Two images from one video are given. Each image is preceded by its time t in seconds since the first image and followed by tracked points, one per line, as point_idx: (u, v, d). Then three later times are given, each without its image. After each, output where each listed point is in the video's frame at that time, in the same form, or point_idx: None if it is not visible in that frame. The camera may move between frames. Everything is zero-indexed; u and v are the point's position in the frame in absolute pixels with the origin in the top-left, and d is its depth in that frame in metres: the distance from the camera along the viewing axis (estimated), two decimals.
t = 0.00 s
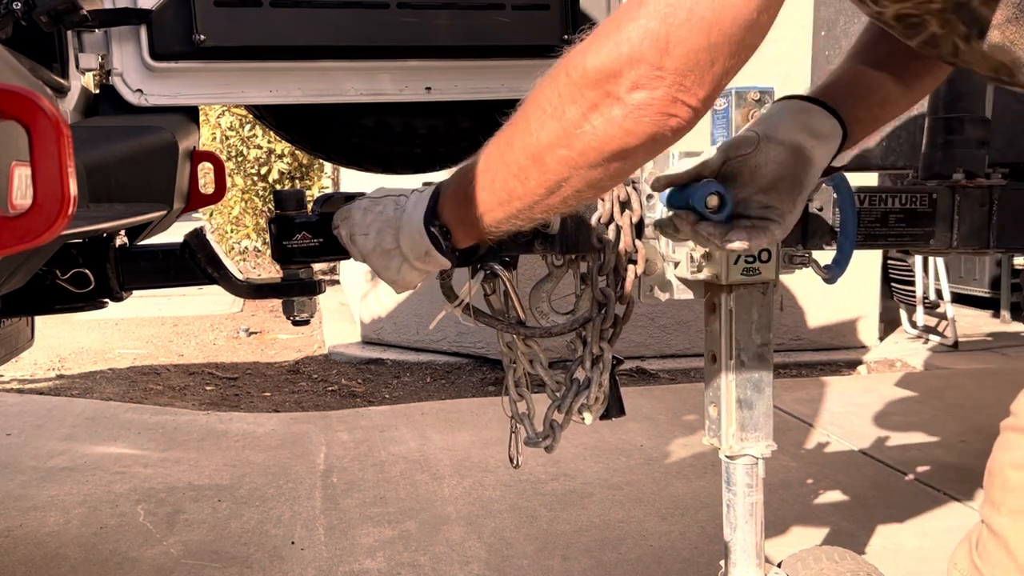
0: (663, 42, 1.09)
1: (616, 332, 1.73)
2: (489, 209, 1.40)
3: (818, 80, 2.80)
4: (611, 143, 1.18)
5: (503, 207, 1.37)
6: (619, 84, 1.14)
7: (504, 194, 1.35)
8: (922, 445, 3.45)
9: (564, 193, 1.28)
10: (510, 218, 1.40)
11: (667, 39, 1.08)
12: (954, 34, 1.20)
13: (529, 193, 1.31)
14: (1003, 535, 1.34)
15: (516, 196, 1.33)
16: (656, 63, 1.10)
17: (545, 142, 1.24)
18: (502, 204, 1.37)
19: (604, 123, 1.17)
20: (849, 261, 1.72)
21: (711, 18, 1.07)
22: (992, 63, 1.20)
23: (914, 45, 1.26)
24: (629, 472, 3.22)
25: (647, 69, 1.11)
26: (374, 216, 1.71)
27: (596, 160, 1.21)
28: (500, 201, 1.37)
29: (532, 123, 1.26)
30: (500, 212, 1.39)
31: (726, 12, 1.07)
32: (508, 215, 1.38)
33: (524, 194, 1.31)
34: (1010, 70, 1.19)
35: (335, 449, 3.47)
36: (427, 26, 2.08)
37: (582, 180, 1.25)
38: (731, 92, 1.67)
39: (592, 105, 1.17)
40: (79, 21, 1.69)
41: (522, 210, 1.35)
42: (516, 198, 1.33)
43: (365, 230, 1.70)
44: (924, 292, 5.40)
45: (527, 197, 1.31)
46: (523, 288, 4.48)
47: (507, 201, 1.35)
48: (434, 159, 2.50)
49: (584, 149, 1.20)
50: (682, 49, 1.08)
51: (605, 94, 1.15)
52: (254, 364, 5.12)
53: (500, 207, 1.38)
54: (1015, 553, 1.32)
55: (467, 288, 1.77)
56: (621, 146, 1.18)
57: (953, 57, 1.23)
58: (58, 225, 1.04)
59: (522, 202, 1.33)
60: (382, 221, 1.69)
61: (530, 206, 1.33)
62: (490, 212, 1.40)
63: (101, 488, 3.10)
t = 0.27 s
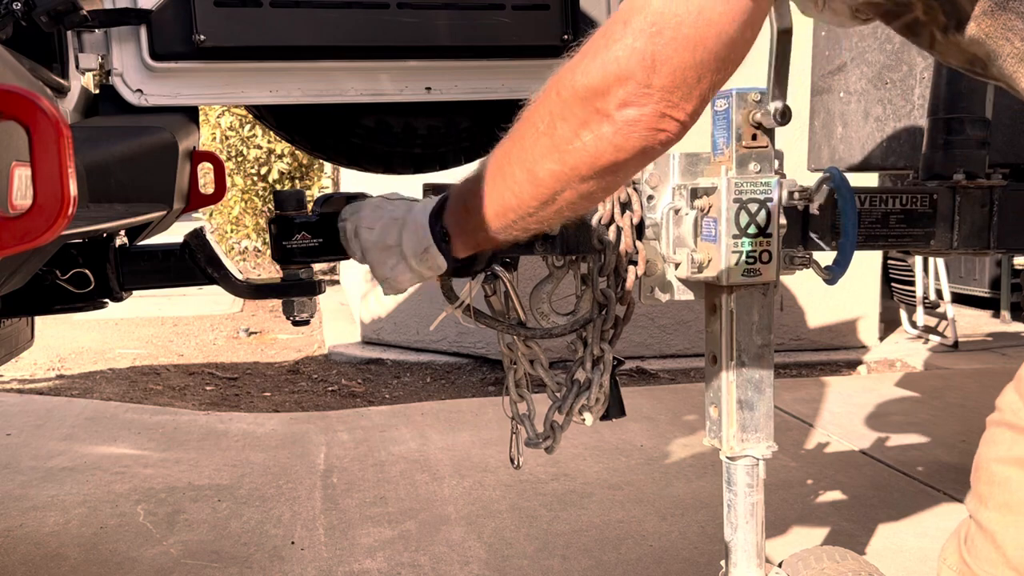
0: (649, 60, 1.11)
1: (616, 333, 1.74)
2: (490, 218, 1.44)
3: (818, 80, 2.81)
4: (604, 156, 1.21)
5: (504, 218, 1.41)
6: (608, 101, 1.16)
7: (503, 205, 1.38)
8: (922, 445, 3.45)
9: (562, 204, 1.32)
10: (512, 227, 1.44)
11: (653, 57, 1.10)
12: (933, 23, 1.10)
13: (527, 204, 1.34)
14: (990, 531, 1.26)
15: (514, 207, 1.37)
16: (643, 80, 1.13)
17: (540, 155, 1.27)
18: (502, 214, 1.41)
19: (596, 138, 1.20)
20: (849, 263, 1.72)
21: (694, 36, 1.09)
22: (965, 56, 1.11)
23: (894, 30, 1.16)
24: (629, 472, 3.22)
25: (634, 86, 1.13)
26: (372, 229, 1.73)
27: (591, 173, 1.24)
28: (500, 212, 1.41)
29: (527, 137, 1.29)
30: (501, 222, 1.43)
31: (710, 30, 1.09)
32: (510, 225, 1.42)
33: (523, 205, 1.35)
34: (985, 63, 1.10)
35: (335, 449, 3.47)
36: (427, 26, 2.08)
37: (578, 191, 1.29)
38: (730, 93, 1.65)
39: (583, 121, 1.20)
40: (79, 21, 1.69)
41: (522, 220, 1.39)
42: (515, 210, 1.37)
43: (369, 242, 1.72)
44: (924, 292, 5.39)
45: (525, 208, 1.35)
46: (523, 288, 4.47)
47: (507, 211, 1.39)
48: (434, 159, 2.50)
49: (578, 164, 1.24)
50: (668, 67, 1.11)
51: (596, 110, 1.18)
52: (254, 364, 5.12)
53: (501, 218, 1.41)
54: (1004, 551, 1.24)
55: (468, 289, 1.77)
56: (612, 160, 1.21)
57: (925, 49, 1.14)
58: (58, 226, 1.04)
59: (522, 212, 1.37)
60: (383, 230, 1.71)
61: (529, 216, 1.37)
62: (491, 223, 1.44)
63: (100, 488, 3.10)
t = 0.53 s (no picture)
0: (624, 68, 1.13)
1: (616, 334, 1.74)
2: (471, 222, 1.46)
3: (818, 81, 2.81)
4: (577, 166, 1.23)
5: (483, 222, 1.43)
6: (584, 110, 1.18)
7: (483, 209, 1.40)
8: (922, 445, 3.45)
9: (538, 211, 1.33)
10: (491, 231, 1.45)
11: (628, 66, 1.12)
12: (928, 37, 1.16)
13: (505, 209, 1.36)
14: (990, 534, 1.28)
15: (493, 212, 1.38)
16: (617, 89, 1.14)
17: (517, 161, 1.29)
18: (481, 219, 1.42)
19: (570, 146, 1.21)
20: (849, 263, 1.72)
21: (668, 44, 1.11)
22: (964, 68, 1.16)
23: (889, 46, 1.21)
24: (629, 472, 3.22)
25: (608, 94, 1.15)
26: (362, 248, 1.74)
27: (565, 181, 1.25)
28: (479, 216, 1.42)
29: (505, 143, 1.31)
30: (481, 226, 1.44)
31: (684, 38, 1.11)
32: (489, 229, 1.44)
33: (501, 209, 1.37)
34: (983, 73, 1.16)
35: (335, 449, 3.47)
36: (427, 26, 2.08)
37: (554, 199, 1.30)
38: (730, 94, 1.65)
39: (558, 129, 1.22)
40: (79, 22, 1.69)
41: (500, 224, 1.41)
42: (493, 214, 1.39)
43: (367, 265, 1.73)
44: (924, 292, 5.40)
45: (503, 212, 1.37)
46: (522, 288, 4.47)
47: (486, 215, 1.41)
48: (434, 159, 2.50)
49: (552, 171, 1.25)
50: (642, 75, 1.12)
51: (571, 118, 1.19)
52: (254, 364, 5.12)
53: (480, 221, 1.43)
54: (1003, 553, 1.26)
55: (468, 290, 1.77)
56: (585, 170, 1.22)
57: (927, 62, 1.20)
58: (58, 226, 1.04)
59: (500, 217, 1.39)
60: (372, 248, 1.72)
61: (507, 221, 1.39)
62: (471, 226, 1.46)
63: (101, 488, 3.10)
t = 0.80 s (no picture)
0: (623, 81, 1.15)
1: (616, 334, 1.74)
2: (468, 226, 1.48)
3: (818, 81, 2.81)
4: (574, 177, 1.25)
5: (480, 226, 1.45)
6: (583, 123, 1.20)
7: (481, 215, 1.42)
8: (922, 445, 3.45)
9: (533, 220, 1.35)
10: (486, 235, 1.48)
11: (628, 79, 1.15)
12: (929, 43, 1.24)
13: (502, 215, 1.38)
14: (987, 532, 1.28)
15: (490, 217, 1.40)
16: (616, 101, 1.16)
17: (515, 171, 1.31)
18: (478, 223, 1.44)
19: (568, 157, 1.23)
20: (849, 263, 1.72)
21: (668, 59, 1.13)
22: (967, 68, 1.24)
23: (894, 58, 1.29)
24: (629, 472, 3.22)
25: (606, 107, 1.17)
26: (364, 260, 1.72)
27: (562, 191, 1.27)
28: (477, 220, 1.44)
29: (503, 150, 1.32)
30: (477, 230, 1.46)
31: (684, 53, 1.13)
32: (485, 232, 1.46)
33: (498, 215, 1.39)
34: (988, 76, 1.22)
35: (335, 449, 3.47)
36: (427, 26, 2.08)
37: (550, 209, 1.32)
38: (730, 94, 1.65)
39: (556, 140, 1.23)
40: (78, 22, 1.68)
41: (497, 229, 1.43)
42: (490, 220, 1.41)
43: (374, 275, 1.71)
44: (924, 292, 5.40)
45: (499, 219, 1.38)
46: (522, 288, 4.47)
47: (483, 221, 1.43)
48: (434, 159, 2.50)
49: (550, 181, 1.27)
50: (641, 90, 1.15)
51: (569, 129, 1.21)
52: (254, 364, 5.12)
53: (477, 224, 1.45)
54: (999, 550, 1.26)
55: (468, 290, 1.77)
56: (583, 181, 1.24)
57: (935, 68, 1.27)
58: (58, 227, 1.04)
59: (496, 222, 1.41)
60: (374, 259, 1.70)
61: (503, 227, 1.41)
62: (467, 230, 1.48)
63: (101, 488, 3.10)
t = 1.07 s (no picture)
0: (619, 97, 1.18)
1: (616, 334, 1.75)
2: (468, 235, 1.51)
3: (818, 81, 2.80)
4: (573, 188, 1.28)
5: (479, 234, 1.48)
6: (580, 138, 1.23)
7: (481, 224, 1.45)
8: (922, 445, 3.45)
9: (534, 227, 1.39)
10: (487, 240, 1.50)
11: (623, 94, 1.18)
12: (919, 47, 1.30)
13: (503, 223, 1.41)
14: (967, 529, 1.33)
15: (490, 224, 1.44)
16: (610, 116, 1.20)
17: (514, 183, 1.34)
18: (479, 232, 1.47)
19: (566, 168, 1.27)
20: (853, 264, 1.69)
21: (659, 72, 1.16)
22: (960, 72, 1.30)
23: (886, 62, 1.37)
24: (629, 472, 3.22)
25: (602, 122, 1.20)
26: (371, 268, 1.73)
27: (559, 202, 1.31)
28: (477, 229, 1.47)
29: (502, 162, 1.35)
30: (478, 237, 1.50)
31: (677, 68, 1.16)
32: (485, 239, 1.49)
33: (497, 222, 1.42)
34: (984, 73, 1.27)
35: (335, 449, 3.47)
36: (427, 27, 2.09)
37: (547, 219, 1.35)
38: (730, 94, 1.65)
39: (554, 154, 1.27)
40: (78, 22, 1.68)
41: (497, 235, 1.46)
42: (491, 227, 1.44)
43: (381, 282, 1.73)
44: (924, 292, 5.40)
45: (499, 228, 1.41)
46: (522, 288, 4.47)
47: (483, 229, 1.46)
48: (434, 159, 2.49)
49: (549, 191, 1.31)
50: (636, 105, 1.18)
51: (565, 143, 1.25)
52: (254, 364, 5.12)
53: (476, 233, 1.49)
54: (977, 544, 1.31)
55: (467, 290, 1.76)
56: (580, 192, 1.28)
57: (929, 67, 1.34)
58: (58, 228, 1.04)
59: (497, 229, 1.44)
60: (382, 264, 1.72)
61: (503, 236, 1.45)
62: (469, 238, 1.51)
63: (101, 488, 3.10)
